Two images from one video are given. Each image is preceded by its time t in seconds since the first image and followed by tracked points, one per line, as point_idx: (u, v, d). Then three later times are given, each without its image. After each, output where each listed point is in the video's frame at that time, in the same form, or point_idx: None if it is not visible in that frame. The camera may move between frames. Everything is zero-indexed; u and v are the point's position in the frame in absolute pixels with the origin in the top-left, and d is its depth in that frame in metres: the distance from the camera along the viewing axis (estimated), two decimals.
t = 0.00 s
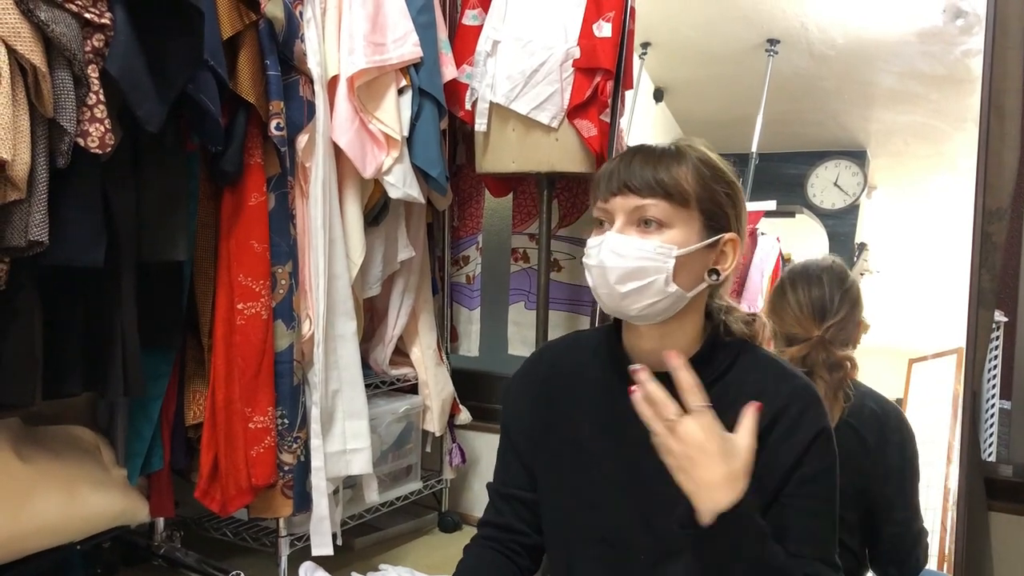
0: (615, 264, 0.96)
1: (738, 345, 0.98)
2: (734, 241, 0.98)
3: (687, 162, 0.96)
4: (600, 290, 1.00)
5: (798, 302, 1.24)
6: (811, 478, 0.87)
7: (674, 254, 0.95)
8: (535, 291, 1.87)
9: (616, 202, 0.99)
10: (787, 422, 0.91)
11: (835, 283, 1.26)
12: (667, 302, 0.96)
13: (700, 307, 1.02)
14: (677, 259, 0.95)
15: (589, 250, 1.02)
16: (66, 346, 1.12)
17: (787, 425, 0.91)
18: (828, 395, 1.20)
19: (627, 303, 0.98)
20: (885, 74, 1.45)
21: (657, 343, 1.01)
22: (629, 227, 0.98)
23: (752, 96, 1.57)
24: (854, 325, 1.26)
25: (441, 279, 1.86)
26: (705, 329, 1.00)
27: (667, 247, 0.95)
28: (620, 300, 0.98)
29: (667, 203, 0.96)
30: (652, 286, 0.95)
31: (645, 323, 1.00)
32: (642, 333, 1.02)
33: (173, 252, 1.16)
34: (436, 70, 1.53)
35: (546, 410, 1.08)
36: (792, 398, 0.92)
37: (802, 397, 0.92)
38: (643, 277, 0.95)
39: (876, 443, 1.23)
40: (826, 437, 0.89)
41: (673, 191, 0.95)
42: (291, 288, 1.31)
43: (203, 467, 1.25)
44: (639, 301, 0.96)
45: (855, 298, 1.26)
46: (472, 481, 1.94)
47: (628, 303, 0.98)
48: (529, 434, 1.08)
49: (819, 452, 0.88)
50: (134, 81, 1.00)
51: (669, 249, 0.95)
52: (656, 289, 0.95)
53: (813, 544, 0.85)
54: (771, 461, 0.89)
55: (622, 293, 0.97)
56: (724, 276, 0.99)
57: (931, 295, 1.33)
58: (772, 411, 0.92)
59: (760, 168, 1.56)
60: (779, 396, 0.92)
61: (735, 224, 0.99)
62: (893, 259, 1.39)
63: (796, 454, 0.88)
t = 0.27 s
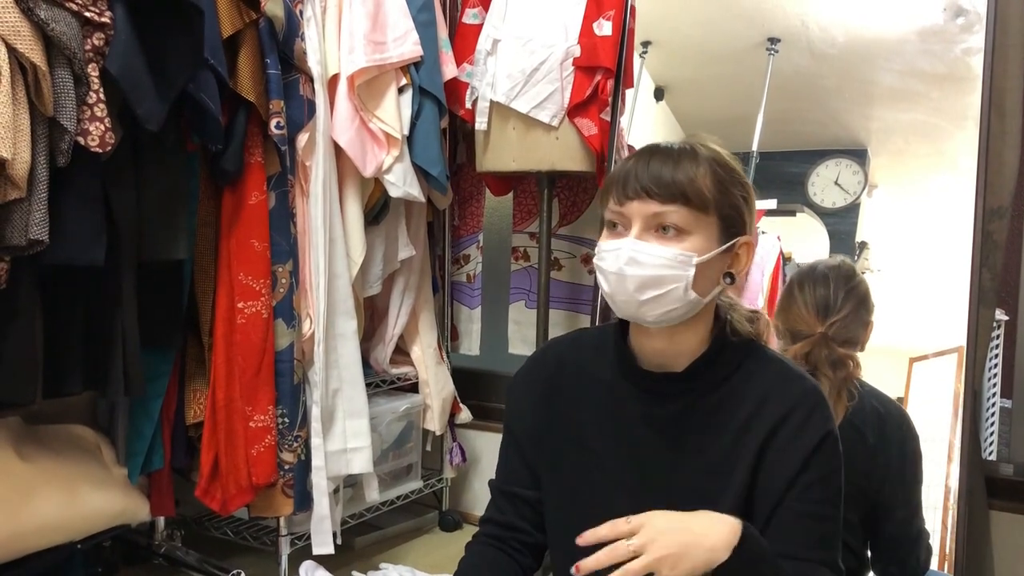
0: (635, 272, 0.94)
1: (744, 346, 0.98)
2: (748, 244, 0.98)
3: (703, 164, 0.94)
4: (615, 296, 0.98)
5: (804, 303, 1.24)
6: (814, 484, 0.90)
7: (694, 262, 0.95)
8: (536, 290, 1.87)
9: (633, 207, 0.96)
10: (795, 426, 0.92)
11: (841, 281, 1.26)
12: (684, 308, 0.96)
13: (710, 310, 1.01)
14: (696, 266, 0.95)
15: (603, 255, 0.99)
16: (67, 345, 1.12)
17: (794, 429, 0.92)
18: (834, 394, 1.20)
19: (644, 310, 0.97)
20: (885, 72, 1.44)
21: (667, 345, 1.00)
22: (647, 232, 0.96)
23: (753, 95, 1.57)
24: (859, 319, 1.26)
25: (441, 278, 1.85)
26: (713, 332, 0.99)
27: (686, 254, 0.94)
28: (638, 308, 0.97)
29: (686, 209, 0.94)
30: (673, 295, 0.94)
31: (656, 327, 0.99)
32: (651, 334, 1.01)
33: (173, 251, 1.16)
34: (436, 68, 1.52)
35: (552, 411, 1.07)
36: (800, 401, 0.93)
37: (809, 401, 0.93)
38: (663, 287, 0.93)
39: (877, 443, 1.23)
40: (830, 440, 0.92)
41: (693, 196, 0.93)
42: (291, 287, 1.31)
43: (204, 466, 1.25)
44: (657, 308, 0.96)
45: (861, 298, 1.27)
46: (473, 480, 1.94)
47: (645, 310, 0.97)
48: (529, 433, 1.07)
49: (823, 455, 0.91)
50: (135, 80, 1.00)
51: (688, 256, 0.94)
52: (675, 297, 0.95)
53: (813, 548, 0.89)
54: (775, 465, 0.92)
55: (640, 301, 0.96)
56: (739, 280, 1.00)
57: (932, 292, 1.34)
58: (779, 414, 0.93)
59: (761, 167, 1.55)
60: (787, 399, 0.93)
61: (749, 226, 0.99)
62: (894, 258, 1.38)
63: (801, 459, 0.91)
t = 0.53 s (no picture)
0: (637, 334, 0.89)
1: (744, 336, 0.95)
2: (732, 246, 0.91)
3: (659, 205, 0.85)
4: (617, 349, 0.93)
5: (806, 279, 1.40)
6: (816, 464, 0.87)
7: (687, 301, 0.88)
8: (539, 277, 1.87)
9: (608, 272, 0.88)
10: (795, 408, 0.89)
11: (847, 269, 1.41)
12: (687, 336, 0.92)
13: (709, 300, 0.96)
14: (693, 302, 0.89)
15: (594, 316, 0.93)
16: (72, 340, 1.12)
17: (794, 412, 0.89)
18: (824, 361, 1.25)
19: (651, 352, 0.92)
20: (888, 51, 1.43)
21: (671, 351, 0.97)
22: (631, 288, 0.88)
23: (756, 77, 1.56)
24: (872, 304, 1.37)
25: (445, 267, 1.86)
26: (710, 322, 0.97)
27: (678, 298, 0.88)
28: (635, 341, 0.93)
29: (661, 260, 0.86)
30: (676, 334, 0.90)
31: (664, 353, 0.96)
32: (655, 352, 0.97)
33: (176, 243, 1.16)
34: (436, 56, 1.52)
35: (553, 394, 1.07)
36: (801, 382, 0.90)
37: (811, 381, 0.90)
38: (665, 331, 0.89)
39: (880, 426, 1.27)
40: (833, 422, 0.89)
41: (664, 245, 0.85)
42: (294, 277, 1.31)
43: (212, 456, 1.26)
44: (663, 348, 0.91)
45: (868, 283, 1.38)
46: (480, 467, 1.95)
47: (651, 351, 0.93)
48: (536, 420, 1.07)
49: (826, 436, 0.88)
50: (133, 72, 1.00)
51: (681, 299, 0.88)
52: (678, 332, 0.90)
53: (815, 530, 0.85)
54: (778, 446, 0.89)
55: (645, 348, 0.91)
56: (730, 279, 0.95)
57: (937, 270, 1.34)
58: (781, 395, 0.90)
59: (765, 150, 1.55)
60: (787, 381, 0.91)
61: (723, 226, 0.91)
62: (898, 239, 1.38)
63: (802, 439, 0.88)
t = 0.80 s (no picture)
0: (612, 326, 0.92)
1: (730, 331, 0.96)
2: (700, 234, 0.93)
3: (623, 196, 0.87)
4: (599, 345, 0.96)
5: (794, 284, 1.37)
6: (809, 464, 0.86)
7: (659, 290, 0.91)
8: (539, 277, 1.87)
9: (577, 264, 0.91)
10: (784, 408, 0.89)
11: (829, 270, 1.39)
12: (664, 327, 0.94)
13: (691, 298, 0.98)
14: (665, 291, 0.92)
15: (573, 313, 0.96)
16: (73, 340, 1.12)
17: (784, 411, 0.89)
18: (819, 363, 1.24)
19: (633, 346, 0.95)
20: (890, 52, 1.43)
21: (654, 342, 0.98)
22: (602, 279, 0.91)
23: (756, 77, 1.56)
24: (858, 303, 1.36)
25: (446, 268, 1.86)
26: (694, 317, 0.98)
27: (649, 288, 0.91)
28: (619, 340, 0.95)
29: (629, 250, 0.89)
30: (651, 325, 0.92)
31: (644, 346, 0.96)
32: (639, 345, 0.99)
33: (177, 243, 1.16)
34: (437, 56, 1.52)
35: (545, 394, 1.07)
36: (790, 380, 0.90)
37: (799, 378, 0.90)
38: (641, 323, 0.91)
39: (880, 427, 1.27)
40: (823, 419, 0.88)
41: (630, 236, 0.87)
42: (295, 277, 1.31)
43: (213, 455, 1.26)
44: (643, 340, 0.94)
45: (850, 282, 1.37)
46: (481, 467, 1.95)
47: (633, 345, 0.95)
48: (535, 421, 1.07)
49: (818, 434, 0.87)
50: (135, 72, 1.00)
51: (652, 289, 0.91)
52: (654, 323, 0.92)
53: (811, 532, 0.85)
54: (771, 447, 0.89)
55: (625, 342, 0.94)
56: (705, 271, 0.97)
57: (938, 271, 1.33)
58: (769, 395, 0.90)
59: (766, 151, 1.56)
60: (777, 379, 0.90)
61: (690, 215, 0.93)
62: (899, 239, 1.38)
63: (794, 439, 0.87)
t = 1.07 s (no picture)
0: (590, 320, 0.92)
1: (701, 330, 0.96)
2: (677, 232, 0.95)
3: (603, 188, 0.89)
4: (577, 340, 0.96)
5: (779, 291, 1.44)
6: (778, 463, 0.87)
7: (636, 283, 0.92)
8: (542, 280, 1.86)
9: (556, 255, 0.92)
10: (749, 410, 0.90)
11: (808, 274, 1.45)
12: (642, 323, 0.95)
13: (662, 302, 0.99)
14: (642, 285, 0.93)
15: (550, 306, 0.96)
16: (75, 342, 1.12)
17: (750, 412, 0.89)
18: (807, 368, 1.36)
19: (611, 340, 0.95)
20: (891, 55, 1.42)
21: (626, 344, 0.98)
22: (581, 272, 0.93)
23: (759, 79, 1.56)
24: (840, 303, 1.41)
25: (447, 268, 1.86)
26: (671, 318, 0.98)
27: (627, 280, 0.92)
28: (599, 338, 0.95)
29: (608, 241, 0.90)
30: (630, 320, 0.92)
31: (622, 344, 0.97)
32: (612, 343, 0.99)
33: (179, 245, 1.16)
34: (439, 59, 1.52)
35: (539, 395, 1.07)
36: (754, 380, 0.90)
37: (765, 377, 0.90)
38: (620, 318, 0.91)
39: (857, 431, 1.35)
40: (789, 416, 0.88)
41: (609, 226, 0.89)
42: (297, 279, 1.31)
43: (214, 458, 1.25)
44: (621, 335, 0.94)
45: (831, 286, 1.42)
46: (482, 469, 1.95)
47: (611, 340, 0.95)
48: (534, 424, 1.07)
49: (783, 432, 0.88)
50: (137, 74, 1.00)
51: (629, 281, 0.92)
52: (632, 318, 0.93)
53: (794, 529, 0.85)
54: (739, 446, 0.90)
55: (603, 336, 0.94)
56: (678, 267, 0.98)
57: (941, 274, 1.32)
58: (735, 395, 0.91)
59: (767, 154, 1.57)
60: (743, 379, 0.91)
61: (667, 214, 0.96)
62: (901, 242, 1.38)
63: (759, 439, 0.88)
